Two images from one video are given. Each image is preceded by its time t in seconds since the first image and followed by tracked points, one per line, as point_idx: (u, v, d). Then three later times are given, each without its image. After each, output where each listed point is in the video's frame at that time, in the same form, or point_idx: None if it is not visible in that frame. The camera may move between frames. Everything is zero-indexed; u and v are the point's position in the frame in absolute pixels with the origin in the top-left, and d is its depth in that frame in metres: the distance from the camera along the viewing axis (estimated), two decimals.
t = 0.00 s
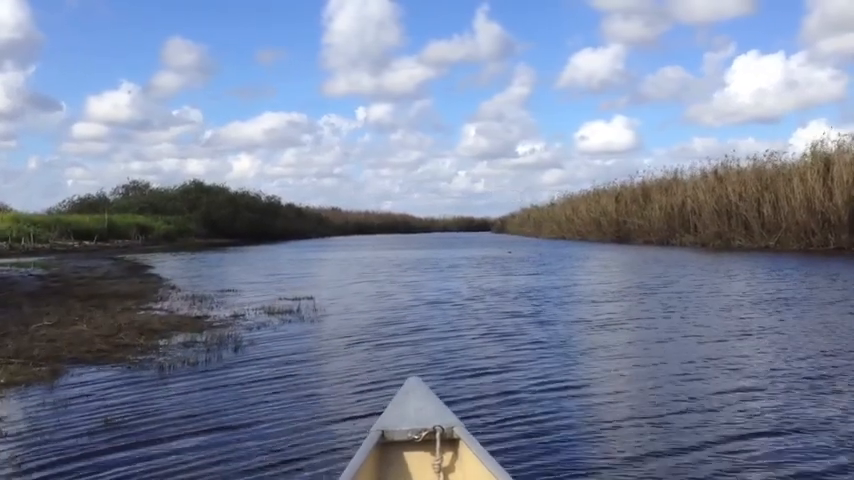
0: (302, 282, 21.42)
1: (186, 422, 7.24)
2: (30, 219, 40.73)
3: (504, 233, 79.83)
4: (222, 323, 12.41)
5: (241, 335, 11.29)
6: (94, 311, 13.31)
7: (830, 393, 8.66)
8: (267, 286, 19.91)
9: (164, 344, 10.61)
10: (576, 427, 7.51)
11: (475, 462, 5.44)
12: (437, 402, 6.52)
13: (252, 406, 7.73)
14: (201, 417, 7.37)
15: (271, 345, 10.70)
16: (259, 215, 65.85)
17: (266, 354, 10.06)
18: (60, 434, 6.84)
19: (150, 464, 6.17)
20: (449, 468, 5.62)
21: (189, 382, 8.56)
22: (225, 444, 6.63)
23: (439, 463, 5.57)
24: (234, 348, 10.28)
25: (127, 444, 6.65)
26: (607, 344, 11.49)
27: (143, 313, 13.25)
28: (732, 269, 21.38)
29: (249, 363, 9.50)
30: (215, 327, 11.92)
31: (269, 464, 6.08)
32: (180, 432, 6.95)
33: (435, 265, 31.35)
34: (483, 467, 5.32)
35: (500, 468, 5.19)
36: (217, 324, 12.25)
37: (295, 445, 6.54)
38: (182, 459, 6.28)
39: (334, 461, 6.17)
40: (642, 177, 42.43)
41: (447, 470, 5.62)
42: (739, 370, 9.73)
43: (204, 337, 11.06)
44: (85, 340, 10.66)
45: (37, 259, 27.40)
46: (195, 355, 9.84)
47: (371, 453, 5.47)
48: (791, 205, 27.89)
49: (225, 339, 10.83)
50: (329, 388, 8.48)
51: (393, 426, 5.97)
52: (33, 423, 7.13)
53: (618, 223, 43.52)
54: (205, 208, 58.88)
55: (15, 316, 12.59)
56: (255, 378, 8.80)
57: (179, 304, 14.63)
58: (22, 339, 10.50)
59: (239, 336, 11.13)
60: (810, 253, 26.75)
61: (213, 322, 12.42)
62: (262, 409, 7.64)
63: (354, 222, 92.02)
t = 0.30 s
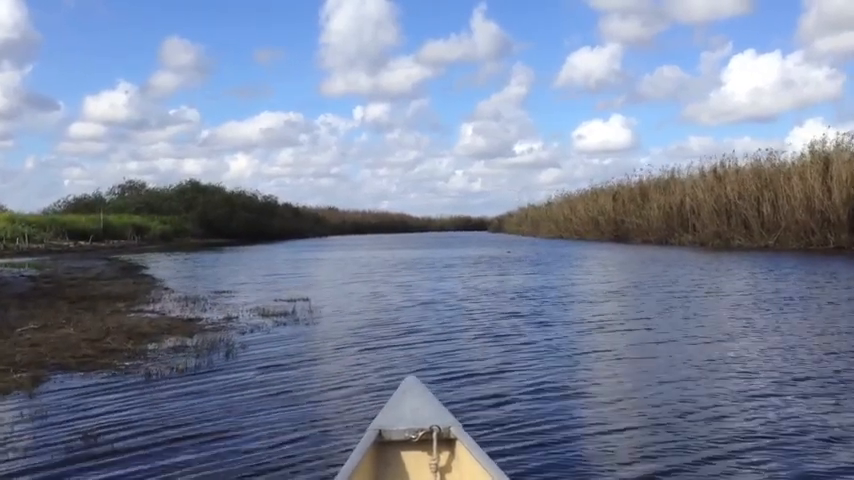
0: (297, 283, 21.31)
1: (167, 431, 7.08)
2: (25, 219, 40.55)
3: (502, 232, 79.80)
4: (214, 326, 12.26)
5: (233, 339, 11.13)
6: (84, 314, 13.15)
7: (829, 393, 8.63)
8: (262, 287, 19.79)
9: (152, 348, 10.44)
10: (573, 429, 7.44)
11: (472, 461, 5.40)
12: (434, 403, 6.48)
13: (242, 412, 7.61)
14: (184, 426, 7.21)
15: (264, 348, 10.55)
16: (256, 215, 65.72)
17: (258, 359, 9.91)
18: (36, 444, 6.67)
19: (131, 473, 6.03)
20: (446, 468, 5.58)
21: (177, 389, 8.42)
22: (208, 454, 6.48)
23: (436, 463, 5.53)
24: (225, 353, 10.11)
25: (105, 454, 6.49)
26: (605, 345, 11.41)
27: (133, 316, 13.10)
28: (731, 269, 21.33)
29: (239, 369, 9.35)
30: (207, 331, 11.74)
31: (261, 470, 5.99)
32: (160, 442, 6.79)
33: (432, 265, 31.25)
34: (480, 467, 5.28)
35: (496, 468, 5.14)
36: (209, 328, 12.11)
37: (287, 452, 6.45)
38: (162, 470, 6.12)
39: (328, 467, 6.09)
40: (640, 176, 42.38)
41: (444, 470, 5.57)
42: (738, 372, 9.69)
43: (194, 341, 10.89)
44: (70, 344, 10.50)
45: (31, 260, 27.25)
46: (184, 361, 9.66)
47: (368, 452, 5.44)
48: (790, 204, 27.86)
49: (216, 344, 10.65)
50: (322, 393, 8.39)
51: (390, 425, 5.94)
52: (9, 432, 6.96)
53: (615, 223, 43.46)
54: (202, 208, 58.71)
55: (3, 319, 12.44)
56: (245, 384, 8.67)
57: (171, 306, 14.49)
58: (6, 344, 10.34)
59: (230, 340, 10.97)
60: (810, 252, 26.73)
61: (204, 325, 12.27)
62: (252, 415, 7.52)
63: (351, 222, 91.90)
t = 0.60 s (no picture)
0: (297, 285, 21.21)
1: (151, 443, 6.92)
2: (25, 222, 40.50)
3: (503, 231, 79.72)
4: (210, 332, 12.11)
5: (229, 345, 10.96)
6: (79, 320, 13.02)
7: (833, 392, 8.54)
8: (262, 289, 19.69)
9: (145, 356, 10.25)
10: (572, 432, 7.36)
11: (465, 462, 5.34)
12: (430, 401, 6.41)
13: (236, 421, 7.48)
14: (168, 438, 7.05)
15: (262, 355, 10.41)
16: (256, 216, 65.67)
17: (255, 365, 9.76)
18: (16, 458, 6.51)
19: None
20: (440, 468, 5.52)
21: (169, 397, 8.28)
22: (192, 466, 6.33)
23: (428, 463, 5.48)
24: (222, 360, 9.96)
25: (85, 468, 6.33)
26: (606, 346, 11.31)
27: (129, 321, 12.96)
28: (735, 266, 21.21)
29: (235, 375, 9.22)
30: (203, 337, 11.58)
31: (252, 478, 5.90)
32: (142, 456, 6.62)
33: (432, 264, 31.16)
34: (474, 467, 5.22)
35: (489, 469, 5.08)
36: (205, 333, 11.97)
37: (280, 462, 6.34)
38: None
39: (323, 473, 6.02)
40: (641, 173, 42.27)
41: (438, 470, 5.52)
42: (740, 371, 9.60)
43: (189, 348, 10.72)
44: (59, 352, 10.34)
45: (30, 263, 27.17)
46: (178, 369, 9.48)
47: (361, 451, 5.38)
48: (795, 200, 27.74)
49: (211, 351, 10.46)
50: (319, 400, 8.29)
51: (383, 424, 5.89)
52: None
53: (618, 221, 43.35)
54: (202, 209, 58.65)
55: None
56: (240, 391, 8.54)
57: (168, 310, 14.35)
58: None
59: (226, 346, 10.81)
60: (815, 249, 26.62)
61: (201, 331, 12.13)
62: (246, 425, 7.39)
63: (353, 222, 91.84)
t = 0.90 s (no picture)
0: (301, 289, 21.12)
1: (146, 460, 6.79)
2: (29, 231, 40.55)
3: (508, 230, 79.56)
4: (213, 341, 11.98)
5: (231, 355, 10.81)
6: (80, 331, 12.90)
7: (841, 389, 8.46)
8: (266, 294, 19.61)
9: (144, 368, 10.08)
10: (577, 435, 7.27)
11: (466, 461, 5.31)
12: (430, 401, 6.39)
13: (237, 434, 7.36)
14: (164, 454, 6.91)
15: (265, 364, 10.27)
16: (260, 220, 65.68)
17: (257, 375, 9.62)
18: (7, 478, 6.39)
19: None
20: (440, 467, 5.49)
21: (166, 411, 8.15)
22: None
23: (428, 463, 5.45)
24: (224, 371, 9.80)
25: None
26: (613, 347, 11.21)
27: (130, 331, 12.83)
28: (743, 262, 21.07)
29: (238, 387, 9.08)
30: (205, 346, 11.45)
31: None
32: (137, 473, 6.49)
33: (437, 266, 31.08)
34: (475, 467, 5.18)
35: (489, 468, 5.04)
36: (208, 342, 11.85)
37: (281, 472, 6.27)
38: None
39: None
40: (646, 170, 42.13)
41: (438, 470, 5.48)
42: (748, 370, 9.49)
43: (189, 358, 10.59)
44: (54, 365, 10.19)
45: (34, 272, 27.17)
46: (179, 380, 9.32)
47: (361, 453, 5.36)
48: (802, 193, 27.59)
49: (212, 361, 10.30)
50: (322, 408, 8.20)
51: (383, 425, 5.87)
52: None
53: (624, 217, 43.18)
54: (206, 214, 58.70)
55: None
56: (242, 403, 8.41)
57: (169, 319, 14.25)
58: None
59: (228, 356, 10.66)
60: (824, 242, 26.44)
61: (204, 340, 12.00)
62: (246, 437, 7.29)
63: (357, 224, 91.83)
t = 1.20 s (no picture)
0: (304, 291, 21.02)
1: (140, 473, 6.63)
2: (32, 232, 40.56)
3: (513, 230, 79.46)
4: (212, 346, 11.83)
5: (230, 361, 10.65)
6: (77, 336, 12.75)
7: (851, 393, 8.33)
8: (269, 297, 19.50)
9: (141, 376, 9.90)
10: (583, 442, 7.14)
11: (470, 461, 5.21)
12: (433, 401, 6.31)
13: (236, 444, 7.22)
14: (159, 466, 6.75)
15: (266, 370, 10.11)
16: (264, 221, 65.67)
17: (256, 382, 9.46)
18: None
19: None
20: (444, 468, 5.39)
21: (162, 420, 7.99)
22: None
23: (432, 463, 5.35)
24: (222, 378, 9.63)
25: None
26: (620, 351, 11.07)
27: (129, 336, 12.69)
28: (750, 263, 20.91)
29: (237, 395, 8.91)
30: (204, 352, 11.28)
31: None
32: None
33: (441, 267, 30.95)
34: (480, 468, 5.09)
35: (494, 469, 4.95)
36: (208, 347, 11.69)
37: None
38: None
39: None
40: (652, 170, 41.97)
41: (442, 470, 5.38)
42: (758, 374, 9.35)
43: (187, 365, 10.41)
44: (48, 373, 10.02)
45: (37, 274, 27.14)
46: (176, 389, 9.14)
47: (364, 453, 5.27)
48: (810, 193, 27.41)
49: (211, 368, 10.14)
50: (323, 416, 8.08)
51: (386, 425, 5.78)
52: None
53: (630, 218, 43.02)
54: (210, 215, 58.71)
55: None
56: (241, 411, 8.26)
57: (169, 323, 14.13)
58: None
59: (227, 363, 10.50)
60: (833, 242, 26.25)
61: (203, 345, 11.84)
62: (244, 447, 7.14)
63: (362, 225, 91.79)
